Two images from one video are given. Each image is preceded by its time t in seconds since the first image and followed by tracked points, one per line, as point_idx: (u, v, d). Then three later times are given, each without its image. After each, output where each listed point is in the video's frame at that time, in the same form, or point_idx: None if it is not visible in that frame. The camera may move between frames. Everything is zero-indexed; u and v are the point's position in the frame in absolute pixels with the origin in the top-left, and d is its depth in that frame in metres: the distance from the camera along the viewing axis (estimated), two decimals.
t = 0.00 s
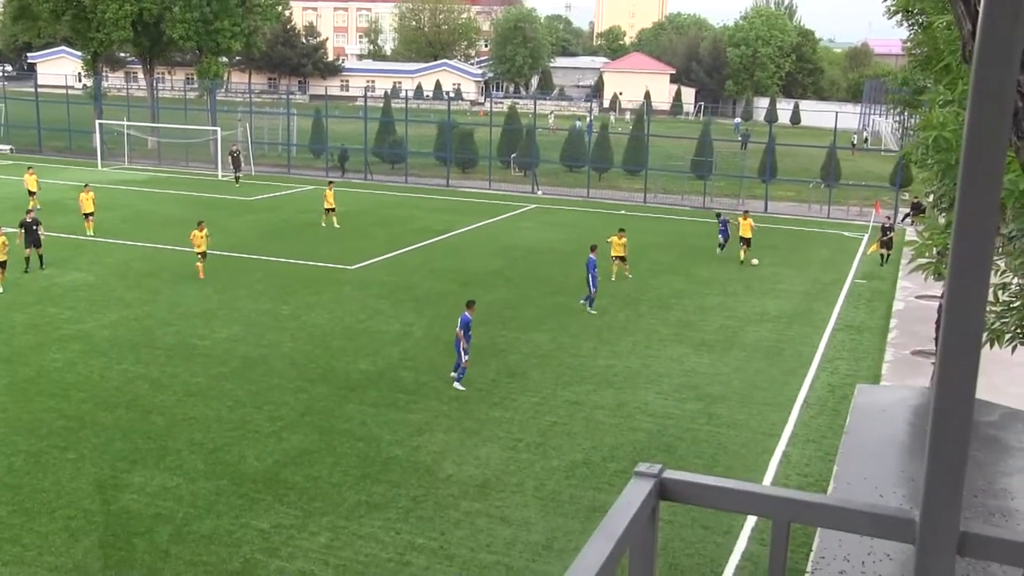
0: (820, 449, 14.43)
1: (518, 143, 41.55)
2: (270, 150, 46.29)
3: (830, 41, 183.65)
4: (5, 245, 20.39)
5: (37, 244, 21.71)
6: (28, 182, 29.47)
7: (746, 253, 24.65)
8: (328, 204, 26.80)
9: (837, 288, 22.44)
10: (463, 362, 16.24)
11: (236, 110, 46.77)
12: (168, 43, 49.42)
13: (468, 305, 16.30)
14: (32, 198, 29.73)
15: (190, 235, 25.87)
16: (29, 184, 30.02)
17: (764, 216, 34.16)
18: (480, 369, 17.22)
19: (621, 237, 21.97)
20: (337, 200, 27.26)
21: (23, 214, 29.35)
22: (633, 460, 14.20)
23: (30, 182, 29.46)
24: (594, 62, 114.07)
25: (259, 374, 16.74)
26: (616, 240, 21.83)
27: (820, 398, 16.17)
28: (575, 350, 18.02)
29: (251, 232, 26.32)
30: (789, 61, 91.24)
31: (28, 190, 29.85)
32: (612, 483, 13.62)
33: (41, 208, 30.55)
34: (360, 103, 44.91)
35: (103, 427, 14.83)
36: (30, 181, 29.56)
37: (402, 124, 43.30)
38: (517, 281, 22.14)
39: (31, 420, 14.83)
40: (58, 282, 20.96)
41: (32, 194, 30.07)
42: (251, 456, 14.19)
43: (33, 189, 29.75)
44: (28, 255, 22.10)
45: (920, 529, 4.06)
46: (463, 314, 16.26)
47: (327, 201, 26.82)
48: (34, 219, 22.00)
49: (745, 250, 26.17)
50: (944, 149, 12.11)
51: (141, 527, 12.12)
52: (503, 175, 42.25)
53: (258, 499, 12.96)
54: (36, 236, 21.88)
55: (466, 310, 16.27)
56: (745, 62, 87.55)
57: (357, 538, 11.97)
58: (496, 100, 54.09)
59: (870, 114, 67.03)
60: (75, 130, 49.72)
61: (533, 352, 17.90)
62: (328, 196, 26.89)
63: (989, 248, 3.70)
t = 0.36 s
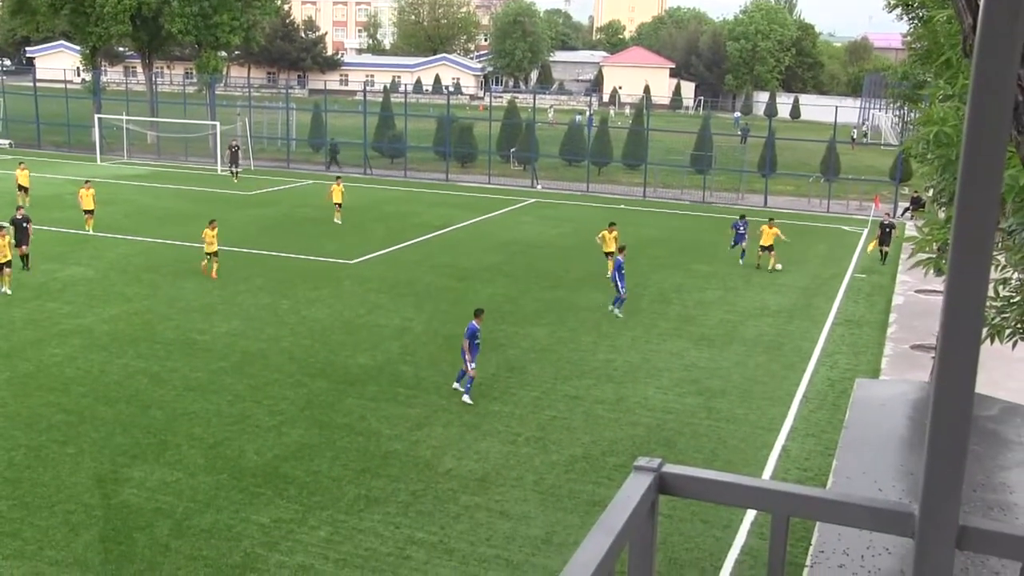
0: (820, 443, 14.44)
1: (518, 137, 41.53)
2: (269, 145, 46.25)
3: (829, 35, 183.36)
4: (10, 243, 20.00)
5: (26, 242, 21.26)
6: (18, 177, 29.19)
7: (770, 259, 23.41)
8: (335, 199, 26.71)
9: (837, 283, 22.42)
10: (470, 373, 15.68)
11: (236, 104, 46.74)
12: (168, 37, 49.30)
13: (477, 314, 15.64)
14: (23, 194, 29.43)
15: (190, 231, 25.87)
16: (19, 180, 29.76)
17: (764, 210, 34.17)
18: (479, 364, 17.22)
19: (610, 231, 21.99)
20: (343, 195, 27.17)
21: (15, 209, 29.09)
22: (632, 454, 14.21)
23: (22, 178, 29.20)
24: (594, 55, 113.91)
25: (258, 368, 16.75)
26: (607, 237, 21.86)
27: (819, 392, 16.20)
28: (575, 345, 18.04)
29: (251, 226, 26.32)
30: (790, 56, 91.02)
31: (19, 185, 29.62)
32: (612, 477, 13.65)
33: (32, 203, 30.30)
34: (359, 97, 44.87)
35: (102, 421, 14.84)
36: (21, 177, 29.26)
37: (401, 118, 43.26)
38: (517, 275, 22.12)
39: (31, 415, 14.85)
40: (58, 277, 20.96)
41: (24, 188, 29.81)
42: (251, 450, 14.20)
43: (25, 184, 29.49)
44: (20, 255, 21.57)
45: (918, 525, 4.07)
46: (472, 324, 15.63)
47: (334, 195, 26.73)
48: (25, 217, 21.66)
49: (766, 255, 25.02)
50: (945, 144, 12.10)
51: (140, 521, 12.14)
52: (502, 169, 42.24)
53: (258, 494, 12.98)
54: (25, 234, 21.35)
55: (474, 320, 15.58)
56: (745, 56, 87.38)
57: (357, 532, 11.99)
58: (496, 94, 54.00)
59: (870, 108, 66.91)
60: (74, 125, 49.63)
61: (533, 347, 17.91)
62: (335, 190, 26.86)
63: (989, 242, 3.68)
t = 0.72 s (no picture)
0: (819, 437, 14.46)
1: (517, 131, 41.56)
2: (268, 140, 46.24)
3: (828, 29, 183.25)
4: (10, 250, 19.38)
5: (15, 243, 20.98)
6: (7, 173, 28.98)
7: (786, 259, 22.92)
8: (343, 195, 26.46)
9: (837, 278, 22.41)
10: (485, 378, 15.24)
11: (234, 99, 46.73)
12: (166, 31, 49.19)
13: (492, 314, 15.19)
14: (13, 190, 29.16)
15: (189, 225, 25.87)
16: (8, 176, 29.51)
17: (763, 205, 34.19)
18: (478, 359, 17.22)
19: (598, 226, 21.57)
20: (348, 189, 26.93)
21: (6, 205, 28.92)
22: (631, 449, 14.22)
23: (10, 174, 28.94)
24: (593, 50, 113.90)
25: (257, 363, 16.75)
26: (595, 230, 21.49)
27: (818, 386, 16.23)
28: (574, 339, 18.05)
29: (250, 221, 26.31)
30: (789, 50, 91.01)
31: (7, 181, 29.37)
32: (611, 471, 13.66)
33: (24, 198, 30.14)
34: (358, 92, 44.81)
35: (101, 416, 14.83)
36: (9, 173, 28.96)
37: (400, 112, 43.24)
38: (515, 269, 22.11)
39: (30, 410, 14.84)
40: (57, 272, 20.95)
41: (12, 184, 29.61)
42: (250, 445, 14.20)
43: (14, 180, 29.22)
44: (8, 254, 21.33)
45: (918, 520, 4.09)
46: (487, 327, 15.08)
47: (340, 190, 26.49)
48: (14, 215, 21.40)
49: (765, 250, 25.03)
50: (943, 137, 12.08)
51: (140, 516, 12.15)
52: (501, 163, 42.29)
53: (257, 488, 12.98)
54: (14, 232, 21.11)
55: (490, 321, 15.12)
56: (743, 51, 87.48)
57: (356, 527, 11.99)
58: (495, 89, 53.98)
59: (868, 102, 66.94)
60: (72, 119, 49.60)
61: (532, 341, 17.91)
62: (341, 186, 26.47)
63: (988, 236, 3.69)
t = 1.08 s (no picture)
0: (818, 433, 14.45)
1: (516, 127, 41.57)
2: (267, 135, 46.23)
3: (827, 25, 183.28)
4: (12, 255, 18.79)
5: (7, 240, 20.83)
6: None
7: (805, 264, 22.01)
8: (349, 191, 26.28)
9: (836, 273, 22.39)
10: (503, 396, 14.67)
11: (233, 95, 46.71)
12: (165, 26, 49.11)
13: (509, 328, 14.72)
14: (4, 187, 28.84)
15: (189, 220, 25.89)
16: None
17: (762, 200, 34.15)
18: (478, 354, 17.22)
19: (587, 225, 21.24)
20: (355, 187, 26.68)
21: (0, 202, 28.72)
22: (631, 444, 14.22)
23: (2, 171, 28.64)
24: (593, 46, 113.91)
25: (257, 359, 16.74)
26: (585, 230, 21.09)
27: (817, 382, 16.22)
28: (573, 334, 18.04)
29: (249, 216, 26.30)
30: (788, 45, 90.99)
31: None
32: (611, 467, 13.66)
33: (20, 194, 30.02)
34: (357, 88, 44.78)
35: (100, 412, 14.83)
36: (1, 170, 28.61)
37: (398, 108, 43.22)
38: (515, 265, 22.11)
39: (29, 405, 14.85)
40: (56, 267, 20.95)
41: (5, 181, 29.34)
42: (249, 440, 14.20)
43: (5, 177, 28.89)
44: None
45: (917, 516, 4.03)
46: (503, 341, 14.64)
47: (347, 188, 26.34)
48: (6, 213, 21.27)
49: (764, 245, 25.03)
50: (943, 132, 12.09)
51: (139, 511, 12.15)
52: (500, 159, 42.36)
53: (257, 484, 12.98)
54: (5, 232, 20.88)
55: (508, 335, 14.67)
56: (743, 47, 87.58)
57: (356, 522, 12.00)
58: (495, 84, 54.03)
59: (868, 97, 66.94)
60: (71, 115, 49.55)
61: (531, 337, 17.91)
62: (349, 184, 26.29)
63: (988, 233, 3.66)
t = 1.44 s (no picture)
0: (831, 431, 14.42)
1: (529, 122, 41.55)
2: (281, 129, 46.37)
3: (843, 20, 181.70)
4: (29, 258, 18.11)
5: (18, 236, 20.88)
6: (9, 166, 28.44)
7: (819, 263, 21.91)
8: (367, 187, 26.03)
9: (850, 271, 22.28)
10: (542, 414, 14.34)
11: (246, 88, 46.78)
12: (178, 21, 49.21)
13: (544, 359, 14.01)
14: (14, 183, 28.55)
15: (203, 214, 26.04)
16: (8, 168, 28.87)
17: (775, 197, 33.95)
18: (490, 349, 17.26)
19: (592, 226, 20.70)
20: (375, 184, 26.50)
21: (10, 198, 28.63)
22: (642, 440, 14.24)
23: (13, 167, 28.41)
24: (607, 41, 113.54)
25: (271, 352, 16.84)
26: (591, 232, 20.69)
27: (830, 378, 16.19)
28: (585, 330, 18.07)
29: (263, 210, 26.44)
30: (803, 40, 90.31)
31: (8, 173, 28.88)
32: (622, 463, 13.68)
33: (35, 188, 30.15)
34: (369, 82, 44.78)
35: (115, 404, 14.96)
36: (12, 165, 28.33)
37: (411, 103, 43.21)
38: (528, 260, 22.13)
39: (45, 398, 15.00)
40: (72, 260, 21.11)
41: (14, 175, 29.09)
42: (263, 433, 14.30)
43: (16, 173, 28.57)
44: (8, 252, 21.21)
45: (930, 517, 4.01)
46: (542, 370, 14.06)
47: (366, 183, 26.19)
48: (12, 211, 21.20)
49: (778, 241, 24.92)
50: (959, 127, 11.78)
51: (154, 503, 12.26)
52: (513, 154, 42.47)
53: (270, 476, 13.08)
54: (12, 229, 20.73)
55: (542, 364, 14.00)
56: (757, 42, 86.65)
57: (368, 516, 12.08)
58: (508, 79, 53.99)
59: (883, 96, 66.40)
60: (87, 108, 49.80)
61: (544, 332, 17.93)
62: (368, 179, 26.21)
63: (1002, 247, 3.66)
